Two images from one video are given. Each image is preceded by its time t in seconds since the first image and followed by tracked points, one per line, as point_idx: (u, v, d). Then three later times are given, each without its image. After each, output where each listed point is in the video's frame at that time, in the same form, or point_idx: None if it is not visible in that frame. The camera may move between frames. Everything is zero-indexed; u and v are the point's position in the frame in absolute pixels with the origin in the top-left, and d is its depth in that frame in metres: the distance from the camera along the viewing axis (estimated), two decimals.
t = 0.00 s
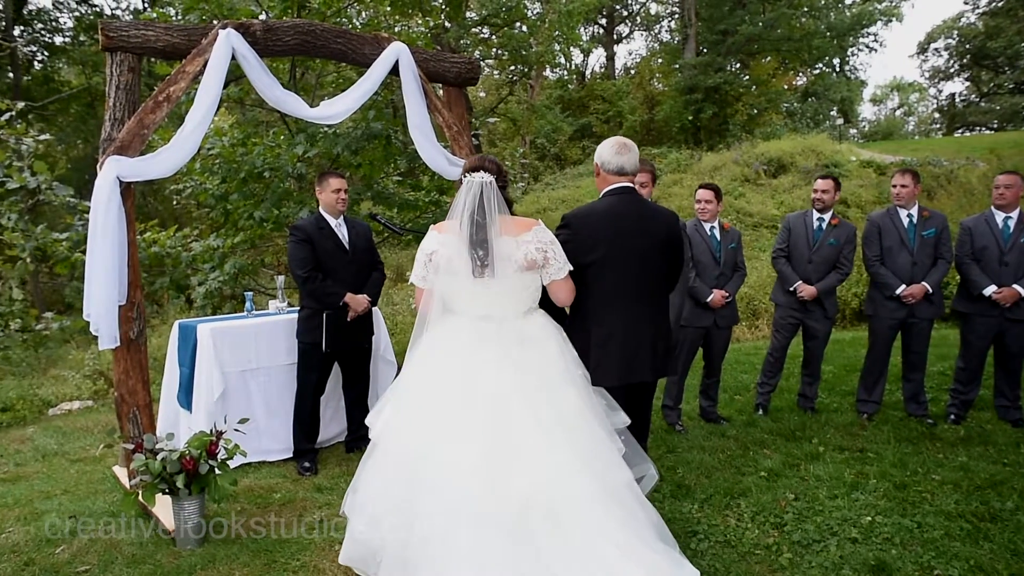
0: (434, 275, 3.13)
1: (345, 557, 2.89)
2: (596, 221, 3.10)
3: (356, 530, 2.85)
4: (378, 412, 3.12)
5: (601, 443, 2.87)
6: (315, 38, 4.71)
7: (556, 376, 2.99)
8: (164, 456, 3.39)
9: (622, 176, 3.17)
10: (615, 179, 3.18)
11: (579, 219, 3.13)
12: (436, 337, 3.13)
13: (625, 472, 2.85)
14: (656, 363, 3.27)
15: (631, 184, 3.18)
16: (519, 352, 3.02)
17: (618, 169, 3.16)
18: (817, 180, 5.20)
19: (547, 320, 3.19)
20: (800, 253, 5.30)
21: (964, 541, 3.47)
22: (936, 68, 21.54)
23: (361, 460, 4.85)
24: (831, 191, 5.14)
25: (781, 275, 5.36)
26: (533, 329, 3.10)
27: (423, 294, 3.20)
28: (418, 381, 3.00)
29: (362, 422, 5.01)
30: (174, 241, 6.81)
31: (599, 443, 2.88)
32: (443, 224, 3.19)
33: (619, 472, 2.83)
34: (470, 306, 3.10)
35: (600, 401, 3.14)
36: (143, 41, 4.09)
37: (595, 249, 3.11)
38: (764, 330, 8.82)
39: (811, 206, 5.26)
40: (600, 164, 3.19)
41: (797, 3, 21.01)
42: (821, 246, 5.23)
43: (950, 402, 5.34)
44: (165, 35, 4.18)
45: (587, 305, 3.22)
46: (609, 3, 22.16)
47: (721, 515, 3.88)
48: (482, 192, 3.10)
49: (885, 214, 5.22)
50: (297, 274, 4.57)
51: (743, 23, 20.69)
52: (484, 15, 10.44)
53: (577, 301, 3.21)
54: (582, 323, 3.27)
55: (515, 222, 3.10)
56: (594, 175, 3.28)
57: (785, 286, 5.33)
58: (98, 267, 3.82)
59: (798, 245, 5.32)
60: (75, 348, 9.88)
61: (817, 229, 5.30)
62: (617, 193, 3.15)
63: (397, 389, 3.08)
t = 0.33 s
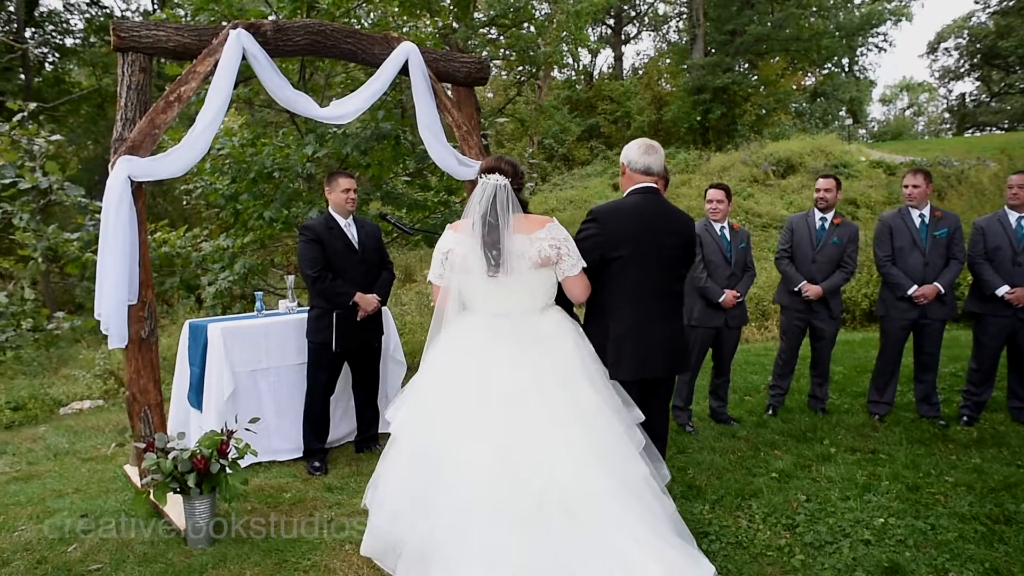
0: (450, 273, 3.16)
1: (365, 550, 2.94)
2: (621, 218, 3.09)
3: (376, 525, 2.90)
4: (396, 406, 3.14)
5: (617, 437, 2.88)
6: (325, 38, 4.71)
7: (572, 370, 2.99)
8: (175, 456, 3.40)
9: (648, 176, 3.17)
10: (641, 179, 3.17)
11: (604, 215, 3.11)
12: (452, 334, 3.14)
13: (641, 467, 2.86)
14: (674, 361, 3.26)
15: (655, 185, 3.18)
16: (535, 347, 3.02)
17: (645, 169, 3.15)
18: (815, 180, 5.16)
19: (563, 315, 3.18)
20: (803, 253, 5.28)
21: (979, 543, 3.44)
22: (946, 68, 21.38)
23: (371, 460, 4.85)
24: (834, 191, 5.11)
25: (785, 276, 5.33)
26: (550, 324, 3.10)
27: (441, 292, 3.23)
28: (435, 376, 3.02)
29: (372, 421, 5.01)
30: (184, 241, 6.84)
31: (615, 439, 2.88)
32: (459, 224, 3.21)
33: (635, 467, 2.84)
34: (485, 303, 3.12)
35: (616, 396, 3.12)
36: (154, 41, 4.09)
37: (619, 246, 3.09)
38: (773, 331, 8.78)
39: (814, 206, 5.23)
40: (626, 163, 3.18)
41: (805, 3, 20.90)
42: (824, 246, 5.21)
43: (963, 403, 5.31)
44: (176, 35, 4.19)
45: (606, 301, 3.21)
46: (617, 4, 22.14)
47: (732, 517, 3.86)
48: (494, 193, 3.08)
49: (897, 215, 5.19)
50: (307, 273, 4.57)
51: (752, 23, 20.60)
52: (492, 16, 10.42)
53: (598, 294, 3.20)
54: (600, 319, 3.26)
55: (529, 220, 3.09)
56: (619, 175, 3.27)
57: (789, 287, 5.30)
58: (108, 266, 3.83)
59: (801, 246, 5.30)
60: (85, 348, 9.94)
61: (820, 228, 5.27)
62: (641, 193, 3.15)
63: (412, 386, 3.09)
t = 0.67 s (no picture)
0: (462, 273, 3.18)
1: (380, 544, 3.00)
2: (638, 213, 3.07)
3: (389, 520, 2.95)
4: (410, 404, 3.17)
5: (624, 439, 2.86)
6: (332, 37, 4.70)
7: (579, 370, 2.96)
8: (182, 455, 3.39)
9: (661, 176, 3.17)
10: (654, 179, 3.17)
11: (620, 209, 3.09)
12: (462, 335, 3.14)
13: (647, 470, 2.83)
14: (689, 355, 3.25)
15: (668, 184, 3.18)
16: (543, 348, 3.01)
17: (658, 169, 3.15)
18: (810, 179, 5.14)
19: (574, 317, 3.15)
20: (804, 254, 5.24)
21: (989, 544, 3.42)
22: (950, 68, 21.31)
23: (377, 460, 4.84)
24: (829, 189, 5.10)
25: (787, 277, 5.29)
26: (559, 325, 3.06)
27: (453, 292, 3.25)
28: (444, 376, 3.03)
29: (378, 420, 5.00)
30: (189, 241, 6.85)
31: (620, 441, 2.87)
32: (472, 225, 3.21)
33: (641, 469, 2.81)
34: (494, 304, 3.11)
35: (626, 399, 3.07)
36: (162, 40, 4.08)
37: (636, 239, 3.07)
38: (779, 331, 8.77)
39: (809, 206, 5.21)
40: (638, 163, 3.18)
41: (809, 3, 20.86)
42: (824, 245, 5.20)
43: (970, 404, 5.29)
44: (184, 34, 4.17)
45: (622, 298, 3.18)
46: (620, 4, 22.15)
47: (740, 517, 3.85)
48: (504, 196, 3.04)
49: (904, 214, 5.17)
50: (313, 273, 4.57)
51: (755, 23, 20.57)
52: (495, 16, 10.37)
53: (613, 288, 3.16)
54: (614, 317, 3.22)
55: (539, 223, 3.05)
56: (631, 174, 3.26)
57: (793, 288, 5.26)
58: (114, 264, 3.83)
59: (801, 247, 5.25)
60: (90, 347, 9.96)
61: (817, 228, 5.25)
62: (655, 190, 3.14)
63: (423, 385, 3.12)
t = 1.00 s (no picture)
0: (458, 269, 3.28)
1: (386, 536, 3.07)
2: (656, 210, 3.05)
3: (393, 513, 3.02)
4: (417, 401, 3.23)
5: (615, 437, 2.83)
6: (336, 36, 4.70)
7: (571, 367, 2.95)
8: (188, 454, 3.38)
9: (671, 174, 3.20)
10: (666, 176, 3.18)
11: (638, 206, 3.05)
12: (460, 334, 3.18)
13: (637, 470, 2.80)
14: (698, 354, 3.27)
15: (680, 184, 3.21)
16: (536, 344, 3.01)
17: (673, 168, 3.20)
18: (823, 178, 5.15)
19: (566, 313, 3.12)
20: (817, 254, 5.25)
21: (998, 543, 3.42)
22: (950, 69, 21.30)
23: (382, 459, 4.84)
24: (841, 189, 5.11)
25: (799, 277, 5.29)
26: (549, 322, 3.06)
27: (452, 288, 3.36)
28: (443, 372, 3.07)
29: (382, 420, 4.99)
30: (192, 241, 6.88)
31: (616, 439, 2.86)
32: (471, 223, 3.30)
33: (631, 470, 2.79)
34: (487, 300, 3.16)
35: (625, 398, 3.05)
36: (167, 39, 4.08)
37: (652, 237, 3.04)
38: (782, 331, 8.76)
39: (823, 205, 5.20)
40: (653, 159, 3.17)
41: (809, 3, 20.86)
42: (836, 244, 5.20)
43: (975, 403, 5.28)
44: (189, 33, 4.17)
45: (636, 296, 3.14)
46: (621, 4, 22.18)
47: (747, 516, 3.84)
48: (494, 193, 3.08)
49: (909, 213, 5.16)
50: (318, 271, 4.56)
51: (756, 23, 20.58)
52: (496, 17, 10.17)
53: (627, 286, 3.13)
54: (626, 316, 3.18)
55: (528, 220, 3.07)
56: (640, 171, 3.23)
57: (805, 288, 5.26)
58: (120, 262, 3.82)
59: (814, 246, 5.26)
60: (92, 348, 9.95)
61: (830, 227, 5.24)
62: (667, 188, 3.14)
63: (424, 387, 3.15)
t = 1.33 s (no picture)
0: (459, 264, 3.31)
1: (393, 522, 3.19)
2: (679, 205, 3.04)
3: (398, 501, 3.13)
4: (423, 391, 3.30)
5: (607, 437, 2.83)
6: (341, 32, 4.67)
7: (564, 364, 2.94)
8: (195, 451, 3.38)
9: (681, 171, 3.21)
10: (676, 174, 3.18)
11: (666, 201, 3.02)
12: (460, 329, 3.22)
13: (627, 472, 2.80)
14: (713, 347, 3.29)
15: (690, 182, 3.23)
16: (530, 340, 3.00)
17: (681, 165, 3.21)
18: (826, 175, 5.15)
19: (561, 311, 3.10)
20: (820, 250, 5.24)
21: (1006, 540, 3.42)
22: (950, 67, 21.32)
23: (387, 456, 4.82)
24: (842, 186, 5.10)
25: (802, 273, 5.29)
26: (542, 319, 3.04)
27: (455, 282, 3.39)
28: (442, 367, 3.12)
29: (387, 417, 4.98)
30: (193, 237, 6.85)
31: (610, 437, 2.86)
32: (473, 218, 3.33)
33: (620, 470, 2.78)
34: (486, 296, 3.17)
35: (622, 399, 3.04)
36: (172, 34, 4.05)
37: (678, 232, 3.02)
38: (784, 328, 8.76)
39: (826, 202, 5.20)
40: (665, 156, 3.17)
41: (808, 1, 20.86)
42: (839, 241, 5.20)
43: (979, 401, 5.29)
44: (194, 28, 4.14)
45: (663, 293, 3.09)
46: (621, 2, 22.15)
47: (754, 513, 3.83)
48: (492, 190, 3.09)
49: (914, 211, 5.16)
50: (323, 268, 4.54)
51: (755, 21, 20.59)
52: (496, 14, 10.15)
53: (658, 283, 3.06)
54: (651, 314, 3.10)
55: (524, 217, 3.07)
56: (650, 168, 3.21)
57: (807, 284, 5.26)
58: (125, 260, 3.81)
59: (817, 243, 5.25)
60: (91, 345, 9.90)
61: (833, 224, 5.25)
62: (681, 184, 3.14)
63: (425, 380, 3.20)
